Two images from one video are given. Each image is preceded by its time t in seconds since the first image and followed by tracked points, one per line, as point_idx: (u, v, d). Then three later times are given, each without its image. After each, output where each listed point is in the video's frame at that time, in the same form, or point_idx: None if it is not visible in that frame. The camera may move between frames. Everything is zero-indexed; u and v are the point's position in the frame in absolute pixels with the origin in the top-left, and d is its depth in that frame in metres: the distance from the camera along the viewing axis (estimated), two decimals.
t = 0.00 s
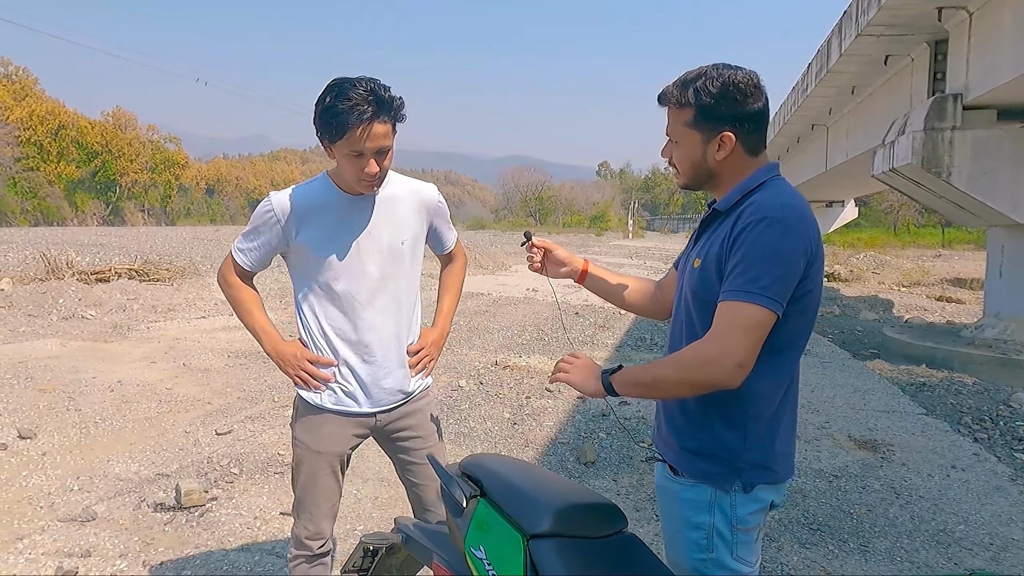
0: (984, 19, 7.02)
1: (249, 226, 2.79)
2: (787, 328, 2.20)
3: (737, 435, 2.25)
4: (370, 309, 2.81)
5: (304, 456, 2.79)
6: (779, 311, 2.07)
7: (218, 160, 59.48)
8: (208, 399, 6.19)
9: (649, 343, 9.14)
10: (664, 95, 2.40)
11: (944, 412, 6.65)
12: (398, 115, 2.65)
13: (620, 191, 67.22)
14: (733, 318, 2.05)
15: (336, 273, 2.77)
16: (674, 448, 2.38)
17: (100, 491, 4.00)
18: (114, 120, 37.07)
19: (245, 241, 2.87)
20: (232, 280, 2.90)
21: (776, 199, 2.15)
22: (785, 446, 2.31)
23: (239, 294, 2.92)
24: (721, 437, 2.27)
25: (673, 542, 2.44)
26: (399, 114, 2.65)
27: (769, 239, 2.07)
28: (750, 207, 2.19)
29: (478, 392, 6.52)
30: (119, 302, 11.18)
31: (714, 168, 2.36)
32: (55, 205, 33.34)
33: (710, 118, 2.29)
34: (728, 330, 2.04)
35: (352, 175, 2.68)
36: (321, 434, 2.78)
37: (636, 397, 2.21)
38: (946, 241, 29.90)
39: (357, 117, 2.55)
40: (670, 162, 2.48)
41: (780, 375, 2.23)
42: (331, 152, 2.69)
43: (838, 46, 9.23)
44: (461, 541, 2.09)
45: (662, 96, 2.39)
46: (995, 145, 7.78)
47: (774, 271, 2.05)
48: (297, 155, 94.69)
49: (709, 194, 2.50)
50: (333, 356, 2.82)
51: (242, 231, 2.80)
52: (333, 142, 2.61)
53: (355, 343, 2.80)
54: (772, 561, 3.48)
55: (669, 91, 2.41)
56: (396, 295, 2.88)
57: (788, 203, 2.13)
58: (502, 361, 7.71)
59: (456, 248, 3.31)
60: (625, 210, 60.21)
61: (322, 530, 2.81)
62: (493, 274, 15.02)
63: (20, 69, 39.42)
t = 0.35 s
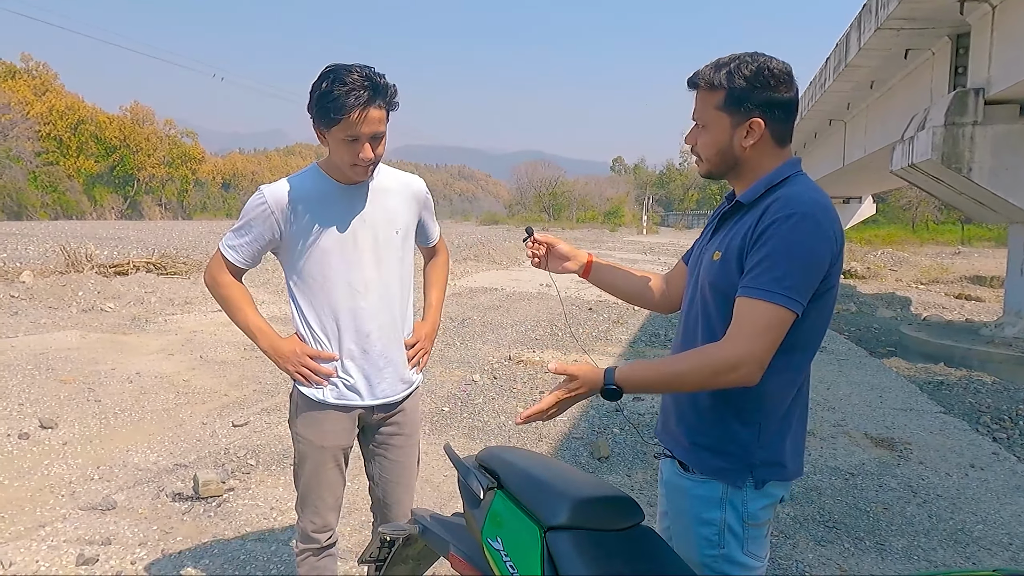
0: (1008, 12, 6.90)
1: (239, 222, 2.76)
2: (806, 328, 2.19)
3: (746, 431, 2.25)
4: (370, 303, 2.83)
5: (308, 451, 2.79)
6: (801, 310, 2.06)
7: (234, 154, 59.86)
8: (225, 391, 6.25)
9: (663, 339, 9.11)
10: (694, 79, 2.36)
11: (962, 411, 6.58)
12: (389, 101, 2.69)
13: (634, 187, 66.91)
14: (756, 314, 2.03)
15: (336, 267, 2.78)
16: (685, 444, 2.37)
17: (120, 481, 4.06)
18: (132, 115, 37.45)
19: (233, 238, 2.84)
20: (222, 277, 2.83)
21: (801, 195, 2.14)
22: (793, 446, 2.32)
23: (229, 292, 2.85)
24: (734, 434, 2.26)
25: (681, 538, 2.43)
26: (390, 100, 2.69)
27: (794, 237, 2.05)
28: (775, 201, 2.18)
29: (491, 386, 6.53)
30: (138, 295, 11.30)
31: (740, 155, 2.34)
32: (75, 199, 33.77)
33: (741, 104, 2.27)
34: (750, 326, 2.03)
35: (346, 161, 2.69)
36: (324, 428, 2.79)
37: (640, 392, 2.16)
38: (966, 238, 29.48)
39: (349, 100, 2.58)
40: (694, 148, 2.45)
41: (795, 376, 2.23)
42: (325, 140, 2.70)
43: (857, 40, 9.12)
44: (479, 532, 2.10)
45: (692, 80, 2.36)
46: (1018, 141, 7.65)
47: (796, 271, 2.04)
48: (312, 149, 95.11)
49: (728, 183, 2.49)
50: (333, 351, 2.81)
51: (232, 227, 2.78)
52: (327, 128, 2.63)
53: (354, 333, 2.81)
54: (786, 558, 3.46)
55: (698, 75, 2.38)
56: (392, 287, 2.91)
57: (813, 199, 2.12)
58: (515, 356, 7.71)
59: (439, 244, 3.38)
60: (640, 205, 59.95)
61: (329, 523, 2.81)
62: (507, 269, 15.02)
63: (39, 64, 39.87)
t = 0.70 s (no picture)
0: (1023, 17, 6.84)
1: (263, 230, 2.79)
2: (820, 333, 2.18)
3: (758, 439, 2.24)
4: (390, 308, 2.85)
5: (330, 454, 2.81)
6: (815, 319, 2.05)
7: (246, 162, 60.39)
8: (239, 397, 6.30)
9: (675, 345, 9.08)
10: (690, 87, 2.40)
11: (979, 419, 6.50)
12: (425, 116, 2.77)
13: (645, 193, 66.81)
14: (771, 327, 2.03)
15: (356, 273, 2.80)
16: (696, 452, 2.37)
17: (135, 486, 4.10)
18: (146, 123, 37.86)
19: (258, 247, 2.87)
20: (249, 284, 2.86)
21: (806, 201, 2.14)
22: (806, 452, 2.31)
23: (255, 298, 2.88)
24: (746, 442, 2.25)
25: (692, 546, 2.43)
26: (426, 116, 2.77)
27: (801, 245, 2.05)
28: (780, 209, 2.17)
29: (503, 393, 6.54)
30: (152, 302, 11.41)
31: (739, 162, 2.34)
32: (90, 207, 34.17)
33: (736, 109, 2.28)
34: (765, 338, 2.03)
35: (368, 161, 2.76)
36: (346, 431, 2.81)
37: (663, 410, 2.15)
38: (981, 244, 29.18)
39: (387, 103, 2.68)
40: (694, 157, 2.47)
41: (809, 381, 2.22)
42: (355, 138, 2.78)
43: (870, 44, 9.07)
44: (492, 538, 2.11)
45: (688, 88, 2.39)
46: None
47: (807, 280, 2.03)
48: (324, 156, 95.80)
49: (733, 191, 2.48)
50: (356, 355, 2.82)
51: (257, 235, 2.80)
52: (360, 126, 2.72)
53: (375, 337, 2.83)
54: (801, 567, 3.44)
55: (694, 84, 2.41)
56: (411, 292, 2.93)
57: (818, 204, 2.11)
58: (527, 362, 7.71)
59: (455, 254, 3.42)
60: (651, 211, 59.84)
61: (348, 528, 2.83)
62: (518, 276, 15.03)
63: (57, 74, 40.48)
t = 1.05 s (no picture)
0: None
1: (298, 222, 2.83)
2: (822, 335, 2.18)
3: (763, 441, 2.24)
4: (408, 310, 2.87)
5: (344, 453, 2.83)
6: (813, 322, 2.06)
7: (256, 165, 60.74)
8: (249, 399, 6.34)
9: (683, 348, 9.05)
10: (697, 90, 2.41)
11: (991, 423, 6.45)
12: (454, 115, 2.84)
13: (653, 195, 66.71)
14: (770, 330, 2.04)
15: (380, 272, 2.82)
16: (700, 453, 2.38)
17: (147, 487, 4.13)
18: (157, 127, 38.13)
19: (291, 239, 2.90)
20: (276, 278, 2.90)
21: (806, 204, 2.14)
22: (810, 456, 2.31)
23: (282, 293, 2.92)
24: (749, 444, 2.25)
25: (698, 547, 2.43)
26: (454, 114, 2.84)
27: (801, 248, 2.05)
28: (781, 213, 2.17)
29: (510, 395, 6.54)
30: (163, 304, 11.50)
31: (744, 164, 2.35)
32: (101, 210, 34.46)
33: (743, 112, 2.29)
34: (765, 340, 2.04)
35: (411, 169, 2.78)
36: (362, 430, 2.82)
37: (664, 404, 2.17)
38: (993, 246, 28.96)
39: (421, 108, 2.72)
40: (700, 159, 2.48)
41: (812, 384, 2.21)
42: (391, 150, 2.80)
43: (880, 46, 9.04)
44: (503, 541, 2.12)
45: (695, 90, 2.40)
46: None
47: (806, 284, 2.03)
48: (333, 159, 96.26)
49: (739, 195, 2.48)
50: (374, 355, 2.83)
51: (291, 227, 2.84)
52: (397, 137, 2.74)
53: (393, 337, 2.84)
54: (811, 570, 3.43)
55: (701, 87, 2.42)
56: (431, 295, 2.94)
57: (818, 208, 2.11)
58: (535, 365, 7.72)
59: (475, 265, 3.44)
60: (659, 214, 59.74)
61: (362, 527, 2.85)
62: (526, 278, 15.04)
63: (69, 78, 40.93)
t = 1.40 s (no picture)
0: None
1: (321, 223, 2.85)
2: (820, 331, 2.19)
3: (758, 432, 2.24)
4: (428, 307, 2.88)
5: (362, 448, 2.84)
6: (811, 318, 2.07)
7: (261, 166, 60.94)
8: (255, 399, 6.36)
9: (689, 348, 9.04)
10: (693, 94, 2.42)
11: (1000, 422, 6.41)
12: (465, 109, 2.88)
13: (658, 195, 66.62)
14: (771, 328, 2.04)
15: (400, 271, 2.83)
16: (699, 444, 2.38)
17: (155, 487, 4.15)
18: (163, 128, 38.27)
19: (313, 239, 2.93)
20: (296, 276, 2.92)
21: (803, 205, 2.14)
22: (809, 447, 2.30)
23: (303, 291, 2.93)
24: (747, 436, 2.25)
25: (698, 538, 2.44)
26: (466, 108, 2.88)
27: (799, 247, 2.04)
28: (776, 213, 2.17)
29: (516, 395, 6.55)
30: (170, 304, 11.55)
31: (738, 167, 2.36)
32: (108, 211, 34.60)
33: (736, 117, 2.30)
34: (767, 338, 2.04)
35: (430, 164, 2.80)
36: (380, 426, 2.83)
37: (662, 404, 2.18)
38: (1000, 245, 28.81)
39: (433, 103, 2.76)
40: (696, 161, 2.49)
41: (807, 380, 2.22)
42: (408, 149, 2.83)
43: (886, 44, 9.00)
44: (510, 539, 2.12)
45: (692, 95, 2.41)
46: None
47: (805, 282, 2.03)
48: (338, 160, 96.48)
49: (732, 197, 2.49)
50: (395, 352, 2.84)
51: (315, 227, 2.86)
52: (413, 133, 2.77)
53: (414, 334, 2.86)
54: (818, 570, 3.42)
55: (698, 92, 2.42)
56: (450, 293, 2.95)
57: (813, 208, 2.11)
58: (540, 365, 7.72)
59: (495, 263, 3.46)
60: (664, 214, 59.67)
61: (378, 524, 2.85)
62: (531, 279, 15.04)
63: (76, 80, 41.17)
